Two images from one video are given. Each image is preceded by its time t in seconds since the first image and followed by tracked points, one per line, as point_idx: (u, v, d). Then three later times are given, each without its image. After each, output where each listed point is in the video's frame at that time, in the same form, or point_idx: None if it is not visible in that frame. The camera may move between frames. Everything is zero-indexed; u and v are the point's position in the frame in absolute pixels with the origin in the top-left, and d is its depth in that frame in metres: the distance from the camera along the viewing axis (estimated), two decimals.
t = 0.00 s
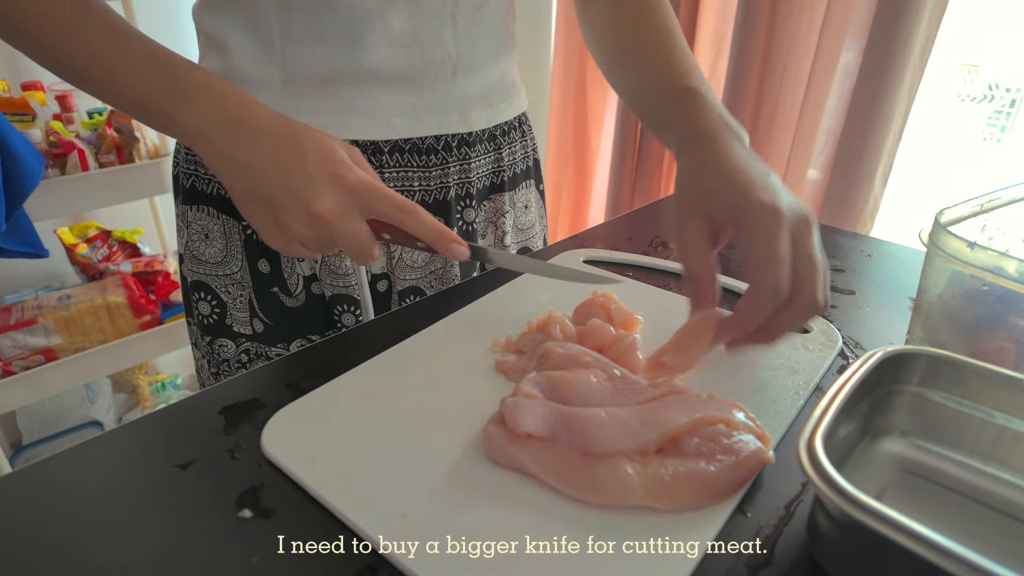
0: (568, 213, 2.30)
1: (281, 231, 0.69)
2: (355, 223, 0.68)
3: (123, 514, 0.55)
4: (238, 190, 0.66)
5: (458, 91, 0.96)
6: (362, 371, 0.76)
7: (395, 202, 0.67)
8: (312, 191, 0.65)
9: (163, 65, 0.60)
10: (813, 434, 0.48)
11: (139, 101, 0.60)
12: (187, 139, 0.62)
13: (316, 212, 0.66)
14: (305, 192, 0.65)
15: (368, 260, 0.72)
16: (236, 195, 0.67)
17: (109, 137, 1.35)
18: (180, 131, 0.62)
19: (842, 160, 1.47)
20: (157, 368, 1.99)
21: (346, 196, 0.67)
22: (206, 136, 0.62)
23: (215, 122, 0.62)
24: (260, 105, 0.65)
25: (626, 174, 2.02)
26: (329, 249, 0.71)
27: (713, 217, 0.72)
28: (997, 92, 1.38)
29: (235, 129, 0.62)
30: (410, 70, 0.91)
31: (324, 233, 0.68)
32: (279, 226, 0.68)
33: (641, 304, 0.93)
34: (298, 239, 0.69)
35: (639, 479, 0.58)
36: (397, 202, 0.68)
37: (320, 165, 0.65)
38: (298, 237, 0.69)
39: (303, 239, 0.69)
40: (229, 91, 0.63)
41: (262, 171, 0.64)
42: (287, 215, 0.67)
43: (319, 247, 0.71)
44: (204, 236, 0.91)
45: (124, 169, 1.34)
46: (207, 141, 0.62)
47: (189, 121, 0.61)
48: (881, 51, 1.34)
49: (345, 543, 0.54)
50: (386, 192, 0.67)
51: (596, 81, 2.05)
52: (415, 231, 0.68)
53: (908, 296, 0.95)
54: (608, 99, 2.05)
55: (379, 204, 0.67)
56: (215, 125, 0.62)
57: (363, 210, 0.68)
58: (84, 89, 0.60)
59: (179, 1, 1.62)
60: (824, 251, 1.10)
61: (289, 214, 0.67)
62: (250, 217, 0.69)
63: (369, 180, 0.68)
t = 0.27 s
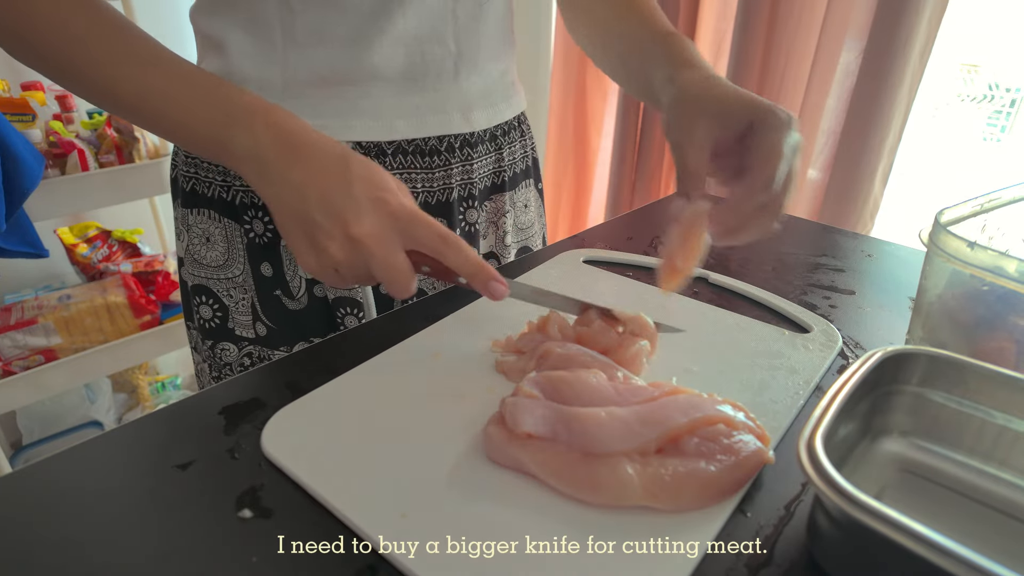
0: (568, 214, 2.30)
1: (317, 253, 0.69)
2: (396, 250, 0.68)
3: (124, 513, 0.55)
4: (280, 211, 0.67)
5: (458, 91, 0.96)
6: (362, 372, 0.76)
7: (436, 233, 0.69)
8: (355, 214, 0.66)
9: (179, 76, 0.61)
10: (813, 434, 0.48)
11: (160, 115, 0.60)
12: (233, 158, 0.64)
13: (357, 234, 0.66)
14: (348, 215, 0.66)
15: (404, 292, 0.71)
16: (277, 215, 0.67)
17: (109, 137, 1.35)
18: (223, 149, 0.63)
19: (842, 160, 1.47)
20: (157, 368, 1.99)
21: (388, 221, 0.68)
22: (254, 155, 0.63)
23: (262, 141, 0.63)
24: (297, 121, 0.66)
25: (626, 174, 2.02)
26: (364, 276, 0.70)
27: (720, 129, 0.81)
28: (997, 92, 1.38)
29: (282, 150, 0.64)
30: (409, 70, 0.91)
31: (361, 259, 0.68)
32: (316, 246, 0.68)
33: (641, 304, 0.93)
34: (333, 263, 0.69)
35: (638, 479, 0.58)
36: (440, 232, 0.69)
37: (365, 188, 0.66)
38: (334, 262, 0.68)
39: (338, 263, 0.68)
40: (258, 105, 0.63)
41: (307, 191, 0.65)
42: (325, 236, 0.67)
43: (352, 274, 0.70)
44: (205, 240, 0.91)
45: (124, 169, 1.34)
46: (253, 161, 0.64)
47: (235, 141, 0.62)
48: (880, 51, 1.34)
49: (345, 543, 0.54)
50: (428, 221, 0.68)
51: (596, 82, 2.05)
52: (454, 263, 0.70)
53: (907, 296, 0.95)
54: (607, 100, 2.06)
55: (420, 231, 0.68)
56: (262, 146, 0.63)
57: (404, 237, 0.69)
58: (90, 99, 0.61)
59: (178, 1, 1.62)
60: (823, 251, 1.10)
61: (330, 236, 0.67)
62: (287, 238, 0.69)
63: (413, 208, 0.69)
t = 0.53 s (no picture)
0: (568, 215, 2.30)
1: (342, 252, 0.70)
2: (418, 246, 0.68)
3: (126, 513, 0.55)
4: (305, 213, 0.68)
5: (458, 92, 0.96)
6: (361, 372, 0.75)
7: (455, 225, 0.67)
8: (374, 211, 0.66)
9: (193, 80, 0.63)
10: (813, 434, 0.48)
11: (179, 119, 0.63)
12: (258, 163, 0.66)
13: (378, 229, 0.67)
14: (367, 211, 0.66)
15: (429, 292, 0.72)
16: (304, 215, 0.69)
17: (109, 137, 1.35)
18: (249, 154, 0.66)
19: (842, 160, 1.47)
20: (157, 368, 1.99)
21: (408, 215, 0.67)
22: (277, 155, 0.65)
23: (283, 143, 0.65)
24: (313, 116, 0.67)
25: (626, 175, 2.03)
26: (388, 273, 0.71)
27: (598, 210, 0.88)
28: (997, 92, 1.38)
29: (303, 150, 0.65)
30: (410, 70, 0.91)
31: (384, 256, 0.68)
32: (340, 245, 0.69)
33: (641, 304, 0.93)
34: (357, 262, 0.69)
35: (639, 479, 0.58)
36: (457, 225, 0.67)
37: (383, 182, 0.67)
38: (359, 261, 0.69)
39: (361, 262, 0.69)
40: (274, 104, 0.65)
41: (328, 189, 0.66)
42: (348, 234, 0.68)
43: (377, 272, 0.71)
44: (208, 244, 0.91)
45: (124, 169, 1.34)
46: (278, 165, 0.66)
47: (259, 146, 0.65)
48: (880, 51, 1.34)
49: (346, 543, 0.54)
50: (446, 214, 0.67)
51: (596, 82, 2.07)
52: (475, 256, 0.67)
53: (907, 296, 0.95)
54: (607, 100, 2.07)
55: (438, 225, 0.67)
56: (285, 149, 0.65)
57: (425, 232, 0.68)
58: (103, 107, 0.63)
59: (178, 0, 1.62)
60: (823, 251, 1.10)
61: (352, 235, 0.68)
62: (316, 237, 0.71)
63: (431, 201, 0.68)
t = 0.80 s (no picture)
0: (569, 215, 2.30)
1: (352, 223, 0.73)
2: (428, 218, 0.73)
3: (126, 512, 0.55)
4: (314, 190, 0.71)
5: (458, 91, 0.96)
6: (361, 372, 0.75)
7: (466, 194, 0.73)
8: (390, 180, 0.70)
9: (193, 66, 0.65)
10: (813, 434, 0.48)
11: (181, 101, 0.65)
12: (263, 144, 0.68)
13: (392, 200, 0.71)
14: (383, 181, 0.70)
15: (435, 263, 0.77)
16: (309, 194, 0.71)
17: (109, 137, 1.35)
18: (254, 134, 0.67)
19: (842, 160, 1.47)
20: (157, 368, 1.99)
21: (420, 188, 0.72)
22: (287, 137, 0.68)
23: (292, 126, 0.68)
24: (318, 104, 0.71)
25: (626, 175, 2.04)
26: (394, 244, 0.75)
27: (605, 221, 0.96)
28: (997, 92, 1.38)
29: (312, 130, 0.69)
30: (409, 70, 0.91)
31: (395, 226, 0.72)
32: (352, 217, 0.72)
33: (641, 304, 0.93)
34: (367, 232, 0.73)
35: (639, 479, 0.58)
36: (468, 192, 0.73)
37: (394, 156, 0.71)
38: (368, 232, 0.73)
39: (371, 232, 0.73)
40: (277, 89, 0.68)
41: (340, 164, 0.69)
42: (360, 204, 0.71)
43: (384, 243, 0.74)
44: (212, 246, 0.90)
45: (125, 169, 1.34)
46: (288, 144, 0.68)
47: (268, 125, 0.67)
48: (880, 51, 1.34)
49: (345, 543, 0.54)
50: (458, 185, 0.73)
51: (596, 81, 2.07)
52: (483, 222, 0.74)
53: (907, 296, 0.95)
54: (607, 100, 2.08)
55: (450, 195, 0.72)
56: (295, 128, 0.68)
57: (435, 203, 0.73)
58: (98, 95, 0.64)
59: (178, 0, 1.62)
60: (823, 251, 1.10)
61: (364, 205, 0.71)
62: (321, 215, 0.73)
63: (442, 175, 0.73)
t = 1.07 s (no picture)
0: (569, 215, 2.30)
1: (336, 222, 0.74)
2: (411, 221, 0.74)
3: (125, 512, 0.55)
4: (301, 187, 0.71)
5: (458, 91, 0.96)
6: (361, 372, 0.75)
7: (449, 199, 0.74)
8: (376, 181, 0.71)
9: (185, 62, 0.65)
10: (813, 434, 0.48)
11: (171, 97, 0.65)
12: (257, 143, 0.69)
13: (377, 202, 0.71)
14: (369, 184, 0.71)
15: (417, 265, 0.77)
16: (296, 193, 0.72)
17: (109, 137, 1.35)
18: (246, 132, 0.68)
19: (842, 159, 1.47)
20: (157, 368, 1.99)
21: (404, 192, 0.73)
22: (281, 138, 0.69)
23: (287, 127, 0.69)
24: (313, 107, 0.72)
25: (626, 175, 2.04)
26: (376, 245, 0.75)
27: (603, 224, 0.97)
28: (997, 92, 1.38)
29: (304, 130, 0.70)
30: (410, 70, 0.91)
31: (378, 226, 0.73)
32: (338, 217, 0.73)
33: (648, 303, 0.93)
34: (351, 231, 0.74)
35: (639, 479, 0.58)
36: (451, 198, 0.74)
37: (382, 159, 0.72)
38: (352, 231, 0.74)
39: (354, 232, 0.73)
40: (269, 90, 0.69)
41: (329, 166, 0.70)
42: (346, 204, 0.72)
43: (366, 244, 0.75)
44: (215, 246, 0.90)
45: (124, 169, 1.34)
46: (279, 143, 0.69)
47: (261, 124, 0.68)
48: (880, 50, 1.35)
49: (345, 543, 0.54)
50: (441, 191, 0.74)
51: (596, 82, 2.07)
52: (464, 228, 0.75)
53: (907, 296, 0.95)
54: (607, 100, 2.08)
55: (433, 199, 0.73)
56: (288, 128, 0.69)
57: (419, 208, 0.74)
58: (87, 89, 0.64)
59: None
60: (823, 251, 1.10)
61: (349, 204, 0.72)
62: (306, 214, 0.73)
63: (425, 178, 0.74)
